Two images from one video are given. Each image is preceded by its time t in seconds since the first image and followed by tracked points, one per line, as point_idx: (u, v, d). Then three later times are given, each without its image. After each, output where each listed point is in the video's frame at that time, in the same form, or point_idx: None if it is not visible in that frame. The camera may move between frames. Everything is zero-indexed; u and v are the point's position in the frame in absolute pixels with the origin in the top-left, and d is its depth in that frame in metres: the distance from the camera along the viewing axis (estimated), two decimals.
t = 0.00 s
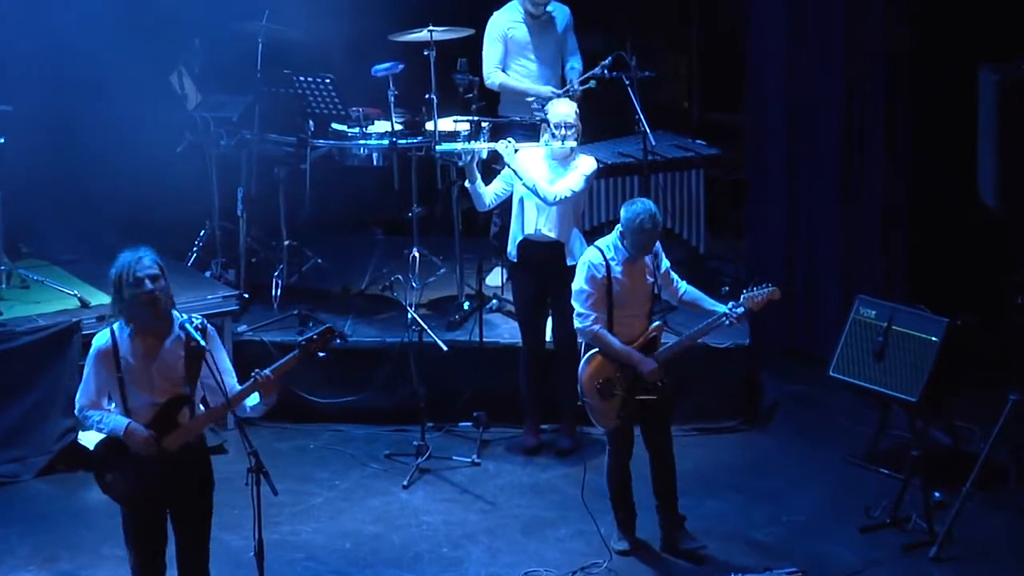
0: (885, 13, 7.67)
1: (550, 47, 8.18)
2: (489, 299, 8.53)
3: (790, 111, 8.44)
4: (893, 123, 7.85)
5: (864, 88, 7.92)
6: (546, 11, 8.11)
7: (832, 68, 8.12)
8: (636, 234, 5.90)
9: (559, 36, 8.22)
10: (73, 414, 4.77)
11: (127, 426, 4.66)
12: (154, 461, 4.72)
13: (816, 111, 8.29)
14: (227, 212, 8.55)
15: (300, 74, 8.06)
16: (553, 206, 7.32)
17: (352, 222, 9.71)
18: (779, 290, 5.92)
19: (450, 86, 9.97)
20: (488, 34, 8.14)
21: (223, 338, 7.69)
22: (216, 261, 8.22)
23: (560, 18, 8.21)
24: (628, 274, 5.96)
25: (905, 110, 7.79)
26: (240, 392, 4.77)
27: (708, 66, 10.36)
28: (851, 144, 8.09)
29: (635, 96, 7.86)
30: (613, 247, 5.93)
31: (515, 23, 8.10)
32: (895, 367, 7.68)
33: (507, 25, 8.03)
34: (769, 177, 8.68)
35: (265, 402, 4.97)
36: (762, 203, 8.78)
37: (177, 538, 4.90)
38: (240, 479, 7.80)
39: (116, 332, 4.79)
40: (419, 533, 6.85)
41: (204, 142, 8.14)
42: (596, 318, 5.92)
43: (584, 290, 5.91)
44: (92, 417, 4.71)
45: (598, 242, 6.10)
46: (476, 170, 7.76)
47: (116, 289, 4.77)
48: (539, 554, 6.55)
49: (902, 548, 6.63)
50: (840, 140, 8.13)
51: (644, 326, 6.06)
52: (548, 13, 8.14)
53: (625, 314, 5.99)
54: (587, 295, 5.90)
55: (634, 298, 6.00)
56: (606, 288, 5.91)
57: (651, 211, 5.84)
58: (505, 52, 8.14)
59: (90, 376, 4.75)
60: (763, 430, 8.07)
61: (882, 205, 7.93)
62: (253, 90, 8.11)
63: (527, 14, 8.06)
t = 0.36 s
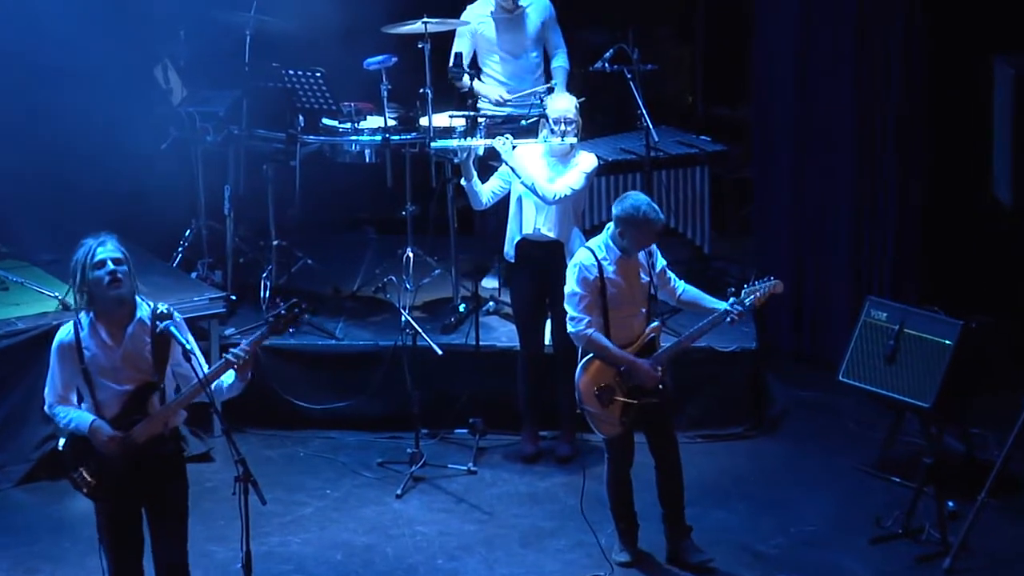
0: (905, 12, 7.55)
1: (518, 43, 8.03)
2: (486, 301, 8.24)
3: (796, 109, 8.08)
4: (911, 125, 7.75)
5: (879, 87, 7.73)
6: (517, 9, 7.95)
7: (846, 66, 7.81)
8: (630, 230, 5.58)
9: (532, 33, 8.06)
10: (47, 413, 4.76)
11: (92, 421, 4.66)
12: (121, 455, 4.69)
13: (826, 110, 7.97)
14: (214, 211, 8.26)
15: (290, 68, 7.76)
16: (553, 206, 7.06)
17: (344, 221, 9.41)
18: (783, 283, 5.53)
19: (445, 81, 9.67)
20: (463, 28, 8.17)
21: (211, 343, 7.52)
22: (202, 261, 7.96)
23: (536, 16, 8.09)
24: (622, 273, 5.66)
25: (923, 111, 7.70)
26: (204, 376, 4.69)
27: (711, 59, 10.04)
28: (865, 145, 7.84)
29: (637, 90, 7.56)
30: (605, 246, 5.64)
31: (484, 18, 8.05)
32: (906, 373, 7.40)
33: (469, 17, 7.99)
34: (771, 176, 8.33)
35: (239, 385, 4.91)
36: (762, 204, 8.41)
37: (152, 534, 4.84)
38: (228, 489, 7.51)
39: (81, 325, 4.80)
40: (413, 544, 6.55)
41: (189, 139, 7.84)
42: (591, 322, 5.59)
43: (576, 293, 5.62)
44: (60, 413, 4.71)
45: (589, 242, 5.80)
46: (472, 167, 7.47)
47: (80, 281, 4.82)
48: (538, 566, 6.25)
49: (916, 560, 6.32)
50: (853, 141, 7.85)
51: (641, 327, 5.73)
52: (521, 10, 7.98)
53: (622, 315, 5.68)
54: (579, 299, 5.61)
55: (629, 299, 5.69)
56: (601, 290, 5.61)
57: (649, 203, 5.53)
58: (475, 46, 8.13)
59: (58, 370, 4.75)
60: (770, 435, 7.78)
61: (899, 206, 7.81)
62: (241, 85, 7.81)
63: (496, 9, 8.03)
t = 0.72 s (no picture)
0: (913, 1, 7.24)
1: (491, 41, 7.68)
2: (482, 304, 7.97)
3: (808, 101, 7.82)
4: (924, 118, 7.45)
5: (889, 77, 7.45)
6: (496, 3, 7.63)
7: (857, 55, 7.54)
8: (630, 228, 5.29)
9: (508, 31, 7.69)
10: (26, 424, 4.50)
11: (72, 430, 4.39)
12: (100, 466, 4.41)
13: (836, 102, 7.70)
14: (200, 211, 7.98)
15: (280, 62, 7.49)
16: (552, 206, 6.80)
17: (337, 221, 9.14)
18: (796, 290, 5.12)
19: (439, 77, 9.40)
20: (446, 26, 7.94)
21: (197, 348, 7.27)
22: (188, 263, 7.70)
23: (517, 13, 7.71)
24: (623, 275, 5.37)
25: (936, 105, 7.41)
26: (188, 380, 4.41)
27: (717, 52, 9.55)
28: (874, 137, 7.57)
29: (640, 87, 7.29)
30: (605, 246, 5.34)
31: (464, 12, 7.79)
32: (918, 378, 7.13)
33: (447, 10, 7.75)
34: (783, 172, 8.04)
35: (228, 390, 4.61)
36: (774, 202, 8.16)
37: (134, 544, 4.56)
38: (216, 499, 7.24)
39: (60, 332, 4.54)
40: (407, 556, 6.27)
41: (175, 136, 7.57)
42: (590, 325, 5.32)
43: (575, 295, 5.35)
44: (38, 423, 4.45)
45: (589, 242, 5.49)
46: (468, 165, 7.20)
47: (58, 284, 4.56)
48: None
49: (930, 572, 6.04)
50: (861, 132, 7.59)
51: (644, 332, 5.43)
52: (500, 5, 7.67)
53: (622, 318, 5.39)
54: (577, 300, 5.35)
55: (630, 301, 5.39)
56: (600, 292, 5.33)
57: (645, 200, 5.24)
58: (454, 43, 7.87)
59: (36, 378, 4.50)
60: (777, 443, 7.51)
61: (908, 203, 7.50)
62: (228, 80, 7.55)
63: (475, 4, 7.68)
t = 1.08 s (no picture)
0: None
1: (477, 38, 7.53)
2: (478, 308, 7.74)
3: (813, 99, 7.54)
4: (930, 117, 7.31)
5: (897, 76, 7.28)
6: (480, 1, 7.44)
7: (866, 52, 7.31)
8: (640, 232, 5.05)
9: (493, 28, 7.51)
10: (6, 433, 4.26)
11: (57, 437, 4.15)
12: (87, 474, 4.19)
13: (844, 101, 7.46)
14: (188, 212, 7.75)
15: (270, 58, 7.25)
16: (550, 206, 6.52)
17: (328, 222, 8.91)
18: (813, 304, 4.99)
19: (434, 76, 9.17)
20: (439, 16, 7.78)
21: (184, 353, 7.03)
22: (175, 265, 7.47)
23: (503, 10, 7.52)
24: (634, 280, 5.13)
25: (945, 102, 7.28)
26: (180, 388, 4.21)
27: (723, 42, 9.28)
28: (883, 137, 7.36)
29: (640, 84, 7.07)
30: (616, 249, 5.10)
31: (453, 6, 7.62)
32: (929, 384, 6.90)
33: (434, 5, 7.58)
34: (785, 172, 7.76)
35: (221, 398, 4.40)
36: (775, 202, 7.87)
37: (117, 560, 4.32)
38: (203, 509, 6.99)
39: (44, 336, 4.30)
40: (400, 568, 6.04)
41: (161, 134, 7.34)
42: (596, 329, 5.12)
43: (582, 298, 5.13)
44: (22, 431, 4.21)
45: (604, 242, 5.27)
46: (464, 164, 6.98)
47: (40, 285, 4.28)
48: None
49: None
50: (870, 131, 7.36)
51: (654, 340, 5.19)
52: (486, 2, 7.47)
53: (631, 325, 5.17)
54: (585, 303, 5.13)
55: (640, 307, 5.15)
56: (608, 296, 5.10)
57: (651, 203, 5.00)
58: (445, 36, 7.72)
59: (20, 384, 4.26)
60: (782, 451, 7.28)
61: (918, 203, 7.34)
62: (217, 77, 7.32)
63: None
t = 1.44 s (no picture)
0: None
1: (471, 34, 7.33)
2: (475, 313, 7.52)
3: (819, 99, 7.21)
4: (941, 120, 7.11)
5: (903, 73, 7.07)
6: None
7: (875, 49, 7.06)
8: (662, 243, 4.70)
9: (490, 23, 7.31)
10: None
11: (38, 445, 3.89)
12: (67, 486, 3.93)
13: (852, 100, 7.17)
14: (174, 213, 7.51)
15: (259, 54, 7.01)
16: (547, 207, 6.25)
17: (320, 224, 8.66)
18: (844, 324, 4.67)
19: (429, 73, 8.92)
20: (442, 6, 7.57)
21: (170, 360, 6.73)
22: (161, 268, 7.23)
23: (499, 6, 7.29)
24: (654, 291, 4.79)
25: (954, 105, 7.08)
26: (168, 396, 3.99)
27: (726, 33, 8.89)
28: (892, 135, 7.12)
29: (642, 80, 6.83)
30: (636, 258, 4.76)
31: None
32: (941, 391, 6.65)
33: None
34: (790, 177, 7.40)
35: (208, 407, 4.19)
36: (778, 208, 7.48)
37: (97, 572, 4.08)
38: (191, 520, 6.74)
39: (24, 338, 4.05)
40: None
41: (147, 132, 7.09)
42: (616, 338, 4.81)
43: (602, 307, 4.83)
44: None
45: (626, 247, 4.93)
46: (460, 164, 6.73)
47: (21, 284, 4.05)
48: None
49: None
50: (879, 130, 7.11)
51: (676, 352, 4.85)
52: None
53: (650, 335, 4.84)
54: (604, 312, 4.83)
55: (660, 318, 4.82)
56: (628, 305, 4.79)
57: (673, 214, 4.65)
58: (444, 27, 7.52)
59: None
60: (789, 460, 7.02)
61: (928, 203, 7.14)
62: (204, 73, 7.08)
63: None
